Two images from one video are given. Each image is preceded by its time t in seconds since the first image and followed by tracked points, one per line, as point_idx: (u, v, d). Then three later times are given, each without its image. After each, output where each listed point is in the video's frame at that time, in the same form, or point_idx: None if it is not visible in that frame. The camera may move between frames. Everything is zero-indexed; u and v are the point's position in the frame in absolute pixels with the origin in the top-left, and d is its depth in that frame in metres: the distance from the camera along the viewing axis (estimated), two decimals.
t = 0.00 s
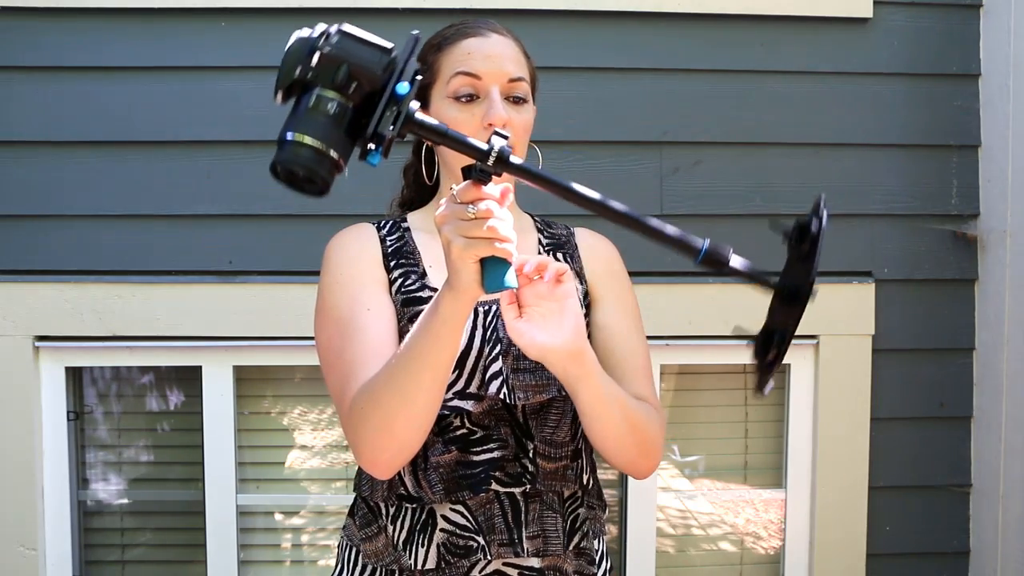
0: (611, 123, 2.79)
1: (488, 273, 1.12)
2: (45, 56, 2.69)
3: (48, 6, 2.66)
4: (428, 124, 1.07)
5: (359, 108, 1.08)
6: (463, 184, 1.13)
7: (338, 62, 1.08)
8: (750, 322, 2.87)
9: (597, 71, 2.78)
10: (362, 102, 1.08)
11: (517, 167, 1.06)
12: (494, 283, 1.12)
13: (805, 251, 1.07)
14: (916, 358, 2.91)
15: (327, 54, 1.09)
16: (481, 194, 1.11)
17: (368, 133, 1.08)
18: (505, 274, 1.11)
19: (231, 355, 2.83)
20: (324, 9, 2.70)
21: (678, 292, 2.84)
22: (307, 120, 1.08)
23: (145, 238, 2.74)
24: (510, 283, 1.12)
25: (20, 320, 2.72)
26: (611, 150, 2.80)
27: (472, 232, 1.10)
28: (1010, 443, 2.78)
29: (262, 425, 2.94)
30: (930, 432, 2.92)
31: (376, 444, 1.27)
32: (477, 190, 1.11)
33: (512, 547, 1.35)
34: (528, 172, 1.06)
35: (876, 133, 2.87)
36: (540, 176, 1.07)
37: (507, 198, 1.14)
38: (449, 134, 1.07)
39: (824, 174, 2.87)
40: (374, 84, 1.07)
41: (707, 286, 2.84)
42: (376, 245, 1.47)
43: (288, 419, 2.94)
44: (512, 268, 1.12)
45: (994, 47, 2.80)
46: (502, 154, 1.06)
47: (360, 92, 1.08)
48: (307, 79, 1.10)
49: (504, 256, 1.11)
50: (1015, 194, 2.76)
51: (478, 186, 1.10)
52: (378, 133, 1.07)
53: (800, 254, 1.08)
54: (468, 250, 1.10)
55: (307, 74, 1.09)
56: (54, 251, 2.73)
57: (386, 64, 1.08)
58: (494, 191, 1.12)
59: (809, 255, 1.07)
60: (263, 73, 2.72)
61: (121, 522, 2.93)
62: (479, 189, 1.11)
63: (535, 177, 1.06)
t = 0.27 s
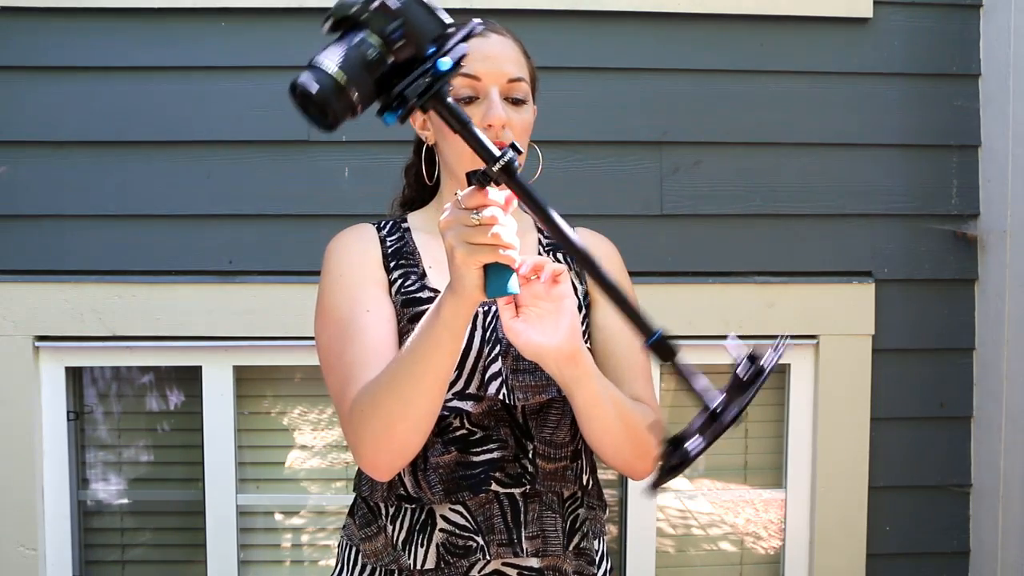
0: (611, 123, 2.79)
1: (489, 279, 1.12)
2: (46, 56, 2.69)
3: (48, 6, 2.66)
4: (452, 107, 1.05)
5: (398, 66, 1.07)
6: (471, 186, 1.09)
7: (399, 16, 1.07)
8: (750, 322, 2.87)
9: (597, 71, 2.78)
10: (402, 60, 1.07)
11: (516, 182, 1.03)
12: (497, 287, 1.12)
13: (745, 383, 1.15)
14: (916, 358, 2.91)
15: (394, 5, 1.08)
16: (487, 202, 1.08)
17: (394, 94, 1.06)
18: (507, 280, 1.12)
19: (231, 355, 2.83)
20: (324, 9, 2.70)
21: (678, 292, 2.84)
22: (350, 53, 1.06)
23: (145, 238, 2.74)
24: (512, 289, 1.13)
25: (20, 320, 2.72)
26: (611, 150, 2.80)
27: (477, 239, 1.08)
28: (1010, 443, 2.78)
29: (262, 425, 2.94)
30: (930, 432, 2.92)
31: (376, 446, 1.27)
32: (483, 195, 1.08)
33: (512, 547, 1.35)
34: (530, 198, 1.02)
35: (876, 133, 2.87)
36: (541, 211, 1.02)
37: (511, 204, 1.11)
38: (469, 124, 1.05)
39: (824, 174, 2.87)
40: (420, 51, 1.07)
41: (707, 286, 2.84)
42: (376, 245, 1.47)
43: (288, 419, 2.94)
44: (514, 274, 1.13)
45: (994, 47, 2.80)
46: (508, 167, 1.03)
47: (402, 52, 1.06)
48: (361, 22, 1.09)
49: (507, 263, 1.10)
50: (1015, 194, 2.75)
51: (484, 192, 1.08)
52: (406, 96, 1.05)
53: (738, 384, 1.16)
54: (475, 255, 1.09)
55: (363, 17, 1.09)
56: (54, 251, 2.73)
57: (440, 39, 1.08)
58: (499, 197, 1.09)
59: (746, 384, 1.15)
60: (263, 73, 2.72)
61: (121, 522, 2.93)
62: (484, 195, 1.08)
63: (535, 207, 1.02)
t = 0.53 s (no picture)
0: (611, 123, 2.79)
1: (488, 282, 1.09)
2: (45, 56, 2.69)
3: (48, 6, 2.66)
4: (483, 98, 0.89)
5: (447, 32, 0.93)
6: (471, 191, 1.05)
7: None
8: (750, 322, 2.87)
9: (597, 71, 2.78)
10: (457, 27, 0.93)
11: (505, 193, 0.88)
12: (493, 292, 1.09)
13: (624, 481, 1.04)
14: (916, 358, 2.91)
15: None
16: (486, 204, 1.04)
17: (432, 56, 0.92)
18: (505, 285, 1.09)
19: (231, 355, 2.83)
20: (325, 9, 2.69)
21: (678, 292, 2.84)
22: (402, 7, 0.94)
23: (145, 238, 2.74)
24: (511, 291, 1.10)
25: (20, 320, 2.72)
26: (611, 150, 2.80)
27: (475, 242, 1.04)
28: (1010, 443, 2.78)
29: (262, 425, 2.94)
30: (930, 432, 2.92)
31: (377, 446, 1.27)
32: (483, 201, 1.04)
33: (511, 547, 1.35)
34: (510, 216, 0.87)
35: (876, 133, 2.87)
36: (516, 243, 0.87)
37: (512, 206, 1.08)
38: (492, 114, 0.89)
39: (824, 174, 2.86)
40: (477, 25, 0.92)
41: (707, 286, 2.84)
42: (376, 245, 1.47)
43: (288, 419, 2.94)
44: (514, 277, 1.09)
45: (994, 47, 2.80)
46: (506, 170, 0.88)
47: (459, 21, 0.92)
48: None
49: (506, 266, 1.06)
50: (1015, 194, 2.75)
51: (484, 194, 1.04)
52: (444, 63, 0.90)
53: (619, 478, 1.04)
54: (473, 257, 1.06)
55: None
56: (54, 250, 2.73)
57: (503, 20, 0.93)
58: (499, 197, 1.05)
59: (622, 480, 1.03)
60: (263, 73, 2.72)
61: (121, 522, 2.93)
62: (484, 197, 1.04)
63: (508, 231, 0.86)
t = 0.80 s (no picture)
0: (611, 123, 2.79)
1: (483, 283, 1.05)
2: (45, 56, 2.69)
3: (48, 6, 2.66)
4: (510, 105, 0.88)
5: (504, 25, 0.89)
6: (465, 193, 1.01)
7: None
8: (750, 322, 2.88)
9: (597, 71, 2.78)
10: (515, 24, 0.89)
11: (487, 198, 0.88)
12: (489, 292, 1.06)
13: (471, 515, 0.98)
14: (916, 358, 2.91)
15: None
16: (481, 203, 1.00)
17: (480, 39, 0.89)
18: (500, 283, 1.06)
19: (231, 355, 2.83)
20: (325, 9, 2.70)
21: (678, 292, 2.84)
22: None
23: (145, 238, 2.74)
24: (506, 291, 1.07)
25: (20, 320, 2.72)
26: (611, 150, 2.80)
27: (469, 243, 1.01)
28: (1010, 443, 2.78)
29: (262, 425, 2.94)
30: (930, 432, 2.92)
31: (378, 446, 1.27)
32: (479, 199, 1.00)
33: (510, 546, 1.36)
34: (483, 220, 0.88)
35: (876, 133, 2.87)
36: (475, 251, 0.88)
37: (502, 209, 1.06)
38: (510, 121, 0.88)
39: (824, 174, 2.86)
40: (534, 32, 0.90)
41: (707, 286, 2.84)
42: (375, 246, 1.48)
43: (288, 419, 2.94)
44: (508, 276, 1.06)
45: (994, 47, 2.80)
46: (497, 176, 0.87)
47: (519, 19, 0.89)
48: None
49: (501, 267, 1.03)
50: (1015, 194, 2.75)
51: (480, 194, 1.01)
52: (488, 59, 0.88)
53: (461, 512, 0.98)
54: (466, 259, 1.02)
55: None
56: (54, 251, 2.73)
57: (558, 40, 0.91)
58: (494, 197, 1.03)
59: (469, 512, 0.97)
60: (263, 73, 2.72)
61: (121, 522, 2.93)
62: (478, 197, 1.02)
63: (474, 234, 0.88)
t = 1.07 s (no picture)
0: (611, 123, 2.79)
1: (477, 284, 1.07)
2: (46, 56, 2.70)
3: (48, 6, 2.66)
4: (521, 120, 0.90)
5: (541, 41, 0.90)
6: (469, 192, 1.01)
7: (586, 22, 0.91)
8: (750, 322, 2.88)
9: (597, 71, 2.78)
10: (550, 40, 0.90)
11: (460, 206, 0.87)
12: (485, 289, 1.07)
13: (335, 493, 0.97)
14: (916, 358, 2.91)
15: (592, 13, 0.91)
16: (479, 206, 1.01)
17: (512, 44, 0.91)
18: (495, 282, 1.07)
19: (231, 355, 2.83)
20: (325, 9, 2.70)
21: (678, 292, 2.84)
22: None
23: (145, 238, 2.74)
24: (501, 293, 1.08)
25: (20, 320, 2.73)
26: (611, 150, 2.80)
27: (464, 245, 1.02)
28: (1010, 442, 2.78)
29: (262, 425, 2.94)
30: (930, 432, 2.92)
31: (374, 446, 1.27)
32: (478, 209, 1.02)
33: (509, 545, 1.36)
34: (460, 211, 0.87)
35: (876, 133, 2.87)
36: (443, 237, 0.86)
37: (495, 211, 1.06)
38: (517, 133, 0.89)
39: (824, 174, 2.86)
40: (565, 54, 0.90)
41: (707, 286, 2.84)
42: (376, 246, 1.48)
43: (288, 419, 2.93)
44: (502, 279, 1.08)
45: (994, 47, 2.80)
46: (484, 181, 0.88)
47: (556, 37, 0.90)
48: None
49: (494, 269, 1.05)
50: (1015, 193, 2.75)
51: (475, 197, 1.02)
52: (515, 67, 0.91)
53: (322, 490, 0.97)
54: (461, 261, 1.04)
55: None
56: (55, 251, 2.73)
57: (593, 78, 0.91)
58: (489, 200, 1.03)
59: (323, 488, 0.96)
60: (264, 73, 2.72)
61: (121, 522, 2.93)
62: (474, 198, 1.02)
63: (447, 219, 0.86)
